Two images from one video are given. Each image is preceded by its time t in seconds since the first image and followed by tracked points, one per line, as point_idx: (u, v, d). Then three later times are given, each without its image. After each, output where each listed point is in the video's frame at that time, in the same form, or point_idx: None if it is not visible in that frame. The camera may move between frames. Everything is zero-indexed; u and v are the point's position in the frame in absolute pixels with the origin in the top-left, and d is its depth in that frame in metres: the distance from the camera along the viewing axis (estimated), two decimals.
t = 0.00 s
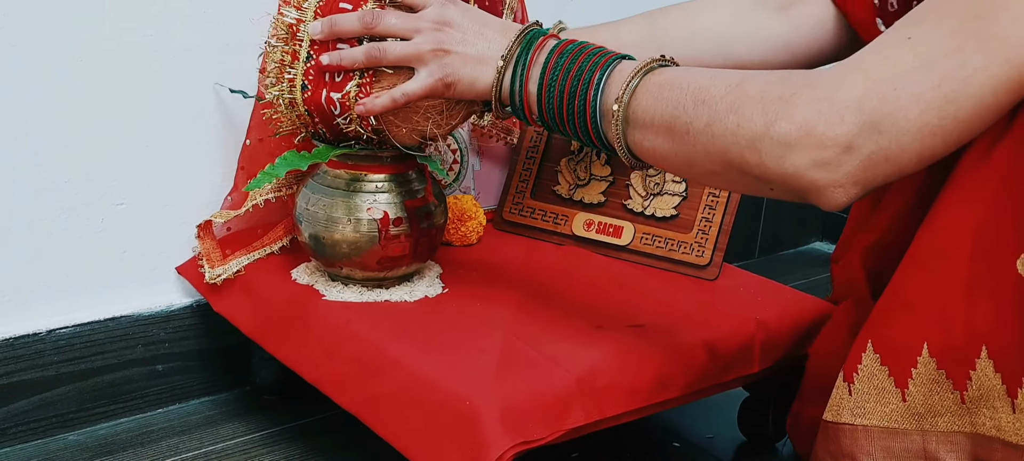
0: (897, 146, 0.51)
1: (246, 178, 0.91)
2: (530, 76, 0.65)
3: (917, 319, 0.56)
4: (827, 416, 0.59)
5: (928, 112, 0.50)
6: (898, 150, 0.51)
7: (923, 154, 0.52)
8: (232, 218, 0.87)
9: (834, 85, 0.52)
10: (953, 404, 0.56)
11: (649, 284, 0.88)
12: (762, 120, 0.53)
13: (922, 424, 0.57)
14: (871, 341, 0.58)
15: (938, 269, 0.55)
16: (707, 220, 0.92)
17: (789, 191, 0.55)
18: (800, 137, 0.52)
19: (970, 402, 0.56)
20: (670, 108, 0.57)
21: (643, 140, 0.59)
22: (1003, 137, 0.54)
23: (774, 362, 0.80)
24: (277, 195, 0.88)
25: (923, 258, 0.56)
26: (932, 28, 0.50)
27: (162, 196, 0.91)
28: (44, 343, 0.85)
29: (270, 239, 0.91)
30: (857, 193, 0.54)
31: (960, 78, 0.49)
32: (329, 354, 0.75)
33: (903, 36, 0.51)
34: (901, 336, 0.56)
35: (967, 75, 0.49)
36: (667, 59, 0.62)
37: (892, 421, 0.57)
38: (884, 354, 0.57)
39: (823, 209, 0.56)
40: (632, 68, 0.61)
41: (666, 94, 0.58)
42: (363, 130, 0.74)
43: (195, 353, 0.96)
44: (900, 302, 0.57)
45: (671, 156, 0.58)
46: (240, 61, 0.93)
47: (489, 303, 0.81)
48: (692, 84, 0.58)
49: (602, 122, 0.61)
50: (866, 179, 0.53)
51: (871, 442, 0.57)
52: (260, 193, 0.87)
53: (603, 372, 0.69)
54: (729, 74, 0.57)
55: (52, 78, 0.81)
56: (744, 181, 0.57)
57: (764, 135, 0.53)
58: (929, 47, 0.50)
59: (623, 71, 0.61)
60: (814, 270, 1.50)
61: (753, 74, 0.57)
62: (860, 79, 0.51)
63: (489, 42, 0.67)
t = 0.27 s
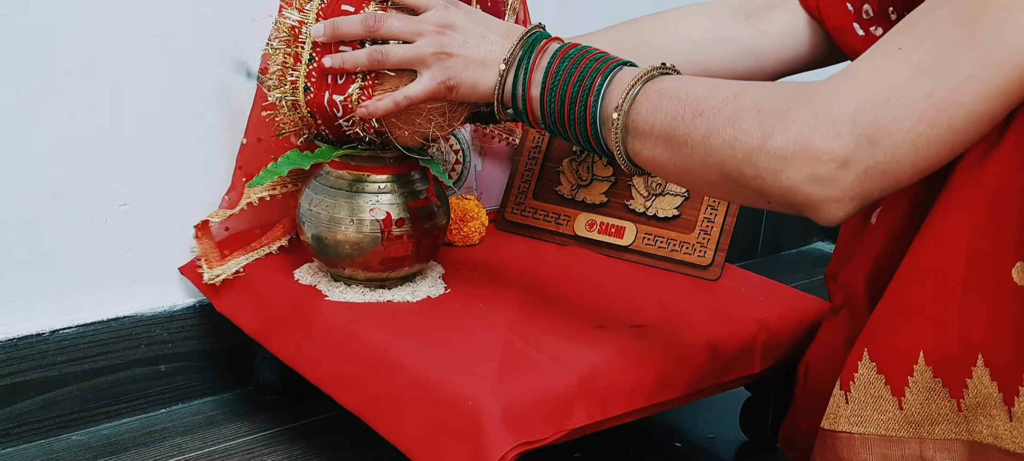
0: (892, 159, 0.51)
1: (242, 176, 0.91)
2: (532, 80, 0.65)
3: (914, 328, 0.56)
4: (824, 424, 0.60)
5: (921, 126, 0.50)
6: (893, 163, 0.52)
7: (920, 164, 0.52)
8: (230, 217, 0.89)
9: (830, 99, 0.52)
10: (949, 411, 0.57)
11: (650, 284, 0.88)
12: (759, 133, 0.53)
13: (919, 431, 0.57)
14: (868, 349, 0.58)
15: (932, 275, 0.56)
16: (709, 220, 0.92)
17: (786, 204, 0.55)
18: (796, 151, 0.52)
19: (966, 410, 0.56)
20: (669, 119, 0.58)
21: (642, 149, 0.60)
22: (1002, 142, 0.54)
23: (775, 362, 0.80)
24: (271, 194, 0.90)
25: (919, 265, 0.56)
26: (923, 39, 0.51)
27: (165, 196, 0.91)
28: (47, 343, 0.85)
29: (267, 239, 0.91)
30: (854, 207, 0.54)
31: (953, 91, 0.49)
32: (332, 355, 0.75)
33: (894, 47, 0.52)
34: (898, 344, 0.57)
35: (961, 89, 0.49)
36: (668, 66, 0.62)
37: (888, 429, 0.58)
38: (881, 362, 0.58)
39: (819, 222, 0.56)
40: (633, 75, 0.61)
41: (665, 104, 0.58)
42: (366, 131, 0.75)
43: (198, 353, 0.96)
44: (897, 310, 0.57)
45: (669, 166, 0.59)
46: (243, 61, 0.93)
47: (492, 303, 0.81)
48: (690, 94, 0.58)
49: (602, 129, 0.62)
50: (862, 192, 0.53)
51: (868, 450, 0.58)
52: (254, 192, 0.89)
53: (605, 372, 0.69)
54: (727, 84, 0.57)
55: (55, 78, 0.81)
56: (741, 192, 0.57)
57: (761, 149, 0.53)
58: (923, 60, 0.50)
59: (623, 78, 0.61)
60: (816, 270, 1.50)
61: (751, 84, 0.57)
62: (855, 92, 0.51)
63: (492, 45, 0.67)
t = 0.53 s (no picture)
0: (889, 170, 0.52)
1: (237, 174, 0.91)
2: (535, 82, 0.65)
3: (911, 331, 0.57)
4: (822, 427, 0.60)
5: (918, 136, 0.50)
6: (890, 173, 0.52)
7: (920, 169, 0.52)
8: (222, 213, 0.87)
9: (828, 108, 0.52)
10: (946, 415, 0.57)
11: (654, 284, 0.88)
12: (757, 144, 0.54)
13: (917, 434, 0.58)
14: (865, 353, 0.59)
15: (932, 276, 0.56)
16: (713, 221, 0.91)
17: (784, 215, 0.56)
18: (793, 162, 0.53)
19: (963, 414, 0.57)
20: (668, 127, 0.58)
21: (642, 156, 0.60)
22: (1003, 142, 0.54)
23: (779, 362, 0.81)
24: (264, 192, 0.88)
25: (918, 268, 0.57)
26: (918, 48, 0.51)
27: (169, 196, 0.91)
28: (51, 343, 0.85)
29: (260, 237, 0.91)
30: (851, 217, 0.55)
31: (949, 102, 0.50)
32: (336, 354, 0.75)
33: (889, 57, 0.52)
34: (895, 348, 0.57)
35: (957, 99, 0.50)
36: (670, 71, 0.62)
37: (885, 432, 0.58)
38: (878, 365, 0.58)
39: (817, 231, 0.56)
40: (633, 80, 0.61)
41: (665, 111, 0.58)
42: (370, 131, 0.75)
43: (202, 353, 0.96)
44: (895, 312, 0.57)
45: (669, 173, 0.59)
46: (247, 61, 0.93)
47: (495, 303, 0.81)
48: (690, 102, 0.58)
49: (603, 134, 0.62)
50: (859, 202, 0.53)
51: (867, 453, 0.58)
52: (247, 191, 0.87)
53: (608, 372, 0.69)
54: (726, 92, 0.57)
55: (59, 79, 0.81)
56: (740, 202, 0.57)
57: (759, 160, 0.54)
58: (919, 70, 0.50)
59: (624, 83, 0.61)
60: (820, 270, 1.50)
61: (751, 92, 0.57)
62: (852, 102, 0.52)
63: (495, 45, 0.67)
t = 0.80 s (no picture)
0: (886, 172, 0.52)
1: (247, 175, 0.92)
2: (537, 81, 0.65)
3: (909, 332, 0.57)
4: (819, 427, 0.61)
5: (916, 137, 0.50)
6: (888, 175, 0.52)
7: (918, 170, 0.52)
8: (231, 215, 0.90)
9: (826, 109, 0.52)
10: (942, 416, 0.57)
11: (655, 284, 0.88)
12: (755, 144, 0.54)
13: (912, 435, 0.58)
14: (863, 354, 0.59)
15: (929, 277, 0.56)
16: (713, 221, 0.92)
17: (783, 215, 0.56)
18: (791, 164, 0.53)
19: (959, 415, 0.57)
20: (667, 127, 0.58)
21: (641, 156, 0.60)
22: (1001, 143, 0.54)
23: (779, 362, 0.81)
24: (273, 194, 0.90)
25: (915, 268, 0.57)
26: (916, 50, 0.51)
27: (171, 196, 0.91)
28: (54, 342, 0.86)
29: (266, 237, 0.91)
30: (850, 218, 0.55)
31: (946, 104, 0.50)
32: (336, 354, 0.75)
33: (887, 58, 0.52)
34: (893, 349, 0.57)
35: (955, 101, 0.50)
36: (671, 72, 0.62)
37: (882, 433, 0.58)
38: (875, 367, 0.58)
39: (816, 232, 0.56)
40: (633, 79, 0.62)
41: (664, 111, 0.58)
42: (372, 131, 0.75)
43: (204, 353, 0.96)
44: (893, 313, 0.57)
45: (668, 174, 0.59)
46: (250, 61, 0.94)
47: (496, 303, 0.81)
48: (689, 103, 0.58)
49: (603, 134, 0.62)
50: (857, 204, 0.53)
51: (863, 453, 0.59)
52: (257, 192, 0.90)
53: (609, 372, 0.69)
54: (725, 93, 0.57)
55: (62, 79, 0.82)
56: (739, 202, 0.58)
57: (756, 161, 0.54)
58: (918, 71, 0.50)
59: (624, 83, 0.61)
60: (821, 271, 1.50)
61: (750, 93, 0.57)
62: (850, 103, 0.52)
63: (498, 45, 0.67)
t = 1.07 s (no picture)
0: (882, 174, 0.52)
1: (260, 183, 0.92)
2: (538, 87, 0.65)
3: (905, 337, 0.57)
4: (817, 430, 0.61)
5: (912, 140, 0.51)
6: (883, 177, 0.52)
7: (913, 174, 0.52)
8: (253, 224, 0.89)
9: (824, 112, 0.53)
10: (938, 420, 0.58)
11: (655, 289, 0.88)
12: (754, 146, 0.54)
13: (908, 439, 0.59)
14: (859, 357, 0.59)
15: (925, 283, 0.56)
16: (713, 226, 0.92)
17: (780, 216, 0.56)
18: (788, 164, 0.53)
19: (955, 419, 0.57)
20: (667, 129, 0.58)
21: (640, 159, 0.60)
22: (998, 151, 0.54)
23: (778, 367, 0.81)
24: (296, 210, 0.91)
25: (911, 272, 0.57)
26: (914, 54, 0.51)
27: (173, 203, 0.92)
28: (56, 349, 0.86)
29: (273, 242, 0.91)
30: (846, 219, 0.55)
31: (944, 108, 0.50)
32: (338, 360, 0.75)
33: (886, 62, 0.52)
34: (888, 353, 0.57)
35: (953, 104, 0.50)
36: (670, 77, 0.63)
37: (878, 436, 0.59)
38: (872, 370, 0.58)
39: (813, 233, 0.57)
40: (633, 83, 0.62)
41: (664, 114, 0.59)
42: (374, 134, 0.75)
43: (205, 358, 0.96)
44: (889, 317, 0.58)
45: (666, 176, 0.59)
46: (254, 67, 0.94)
47: (496, 309, 0.81)
48: (688, 104, 0.58)
49: (603, 139, 0.62)
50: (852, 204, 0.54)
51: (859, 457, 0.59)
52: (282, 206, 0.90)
53: (609, 377, 0.70)
54: (724, 96, 0.58)
55: (65, 86, 0.82)
56: (736, 203, 0.58)
57: (754, 162, 0.54)
58: (916, 75, 0.50)
59: (625, 87, 0.62)
60: (820, 274, 1.51)
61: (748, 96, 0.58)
62: (848, 106, 0.52)
63: (499, 52, 0.68)
